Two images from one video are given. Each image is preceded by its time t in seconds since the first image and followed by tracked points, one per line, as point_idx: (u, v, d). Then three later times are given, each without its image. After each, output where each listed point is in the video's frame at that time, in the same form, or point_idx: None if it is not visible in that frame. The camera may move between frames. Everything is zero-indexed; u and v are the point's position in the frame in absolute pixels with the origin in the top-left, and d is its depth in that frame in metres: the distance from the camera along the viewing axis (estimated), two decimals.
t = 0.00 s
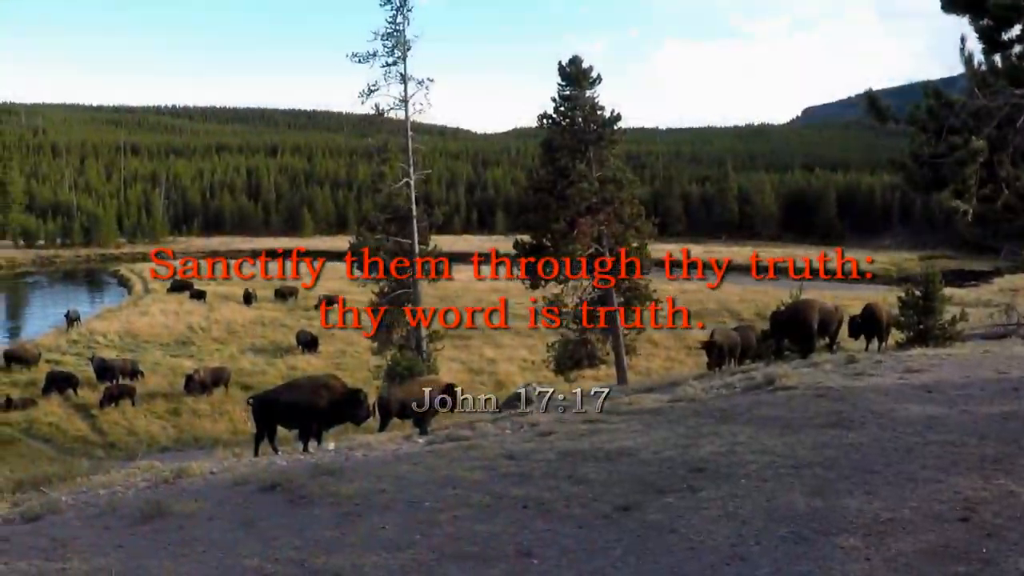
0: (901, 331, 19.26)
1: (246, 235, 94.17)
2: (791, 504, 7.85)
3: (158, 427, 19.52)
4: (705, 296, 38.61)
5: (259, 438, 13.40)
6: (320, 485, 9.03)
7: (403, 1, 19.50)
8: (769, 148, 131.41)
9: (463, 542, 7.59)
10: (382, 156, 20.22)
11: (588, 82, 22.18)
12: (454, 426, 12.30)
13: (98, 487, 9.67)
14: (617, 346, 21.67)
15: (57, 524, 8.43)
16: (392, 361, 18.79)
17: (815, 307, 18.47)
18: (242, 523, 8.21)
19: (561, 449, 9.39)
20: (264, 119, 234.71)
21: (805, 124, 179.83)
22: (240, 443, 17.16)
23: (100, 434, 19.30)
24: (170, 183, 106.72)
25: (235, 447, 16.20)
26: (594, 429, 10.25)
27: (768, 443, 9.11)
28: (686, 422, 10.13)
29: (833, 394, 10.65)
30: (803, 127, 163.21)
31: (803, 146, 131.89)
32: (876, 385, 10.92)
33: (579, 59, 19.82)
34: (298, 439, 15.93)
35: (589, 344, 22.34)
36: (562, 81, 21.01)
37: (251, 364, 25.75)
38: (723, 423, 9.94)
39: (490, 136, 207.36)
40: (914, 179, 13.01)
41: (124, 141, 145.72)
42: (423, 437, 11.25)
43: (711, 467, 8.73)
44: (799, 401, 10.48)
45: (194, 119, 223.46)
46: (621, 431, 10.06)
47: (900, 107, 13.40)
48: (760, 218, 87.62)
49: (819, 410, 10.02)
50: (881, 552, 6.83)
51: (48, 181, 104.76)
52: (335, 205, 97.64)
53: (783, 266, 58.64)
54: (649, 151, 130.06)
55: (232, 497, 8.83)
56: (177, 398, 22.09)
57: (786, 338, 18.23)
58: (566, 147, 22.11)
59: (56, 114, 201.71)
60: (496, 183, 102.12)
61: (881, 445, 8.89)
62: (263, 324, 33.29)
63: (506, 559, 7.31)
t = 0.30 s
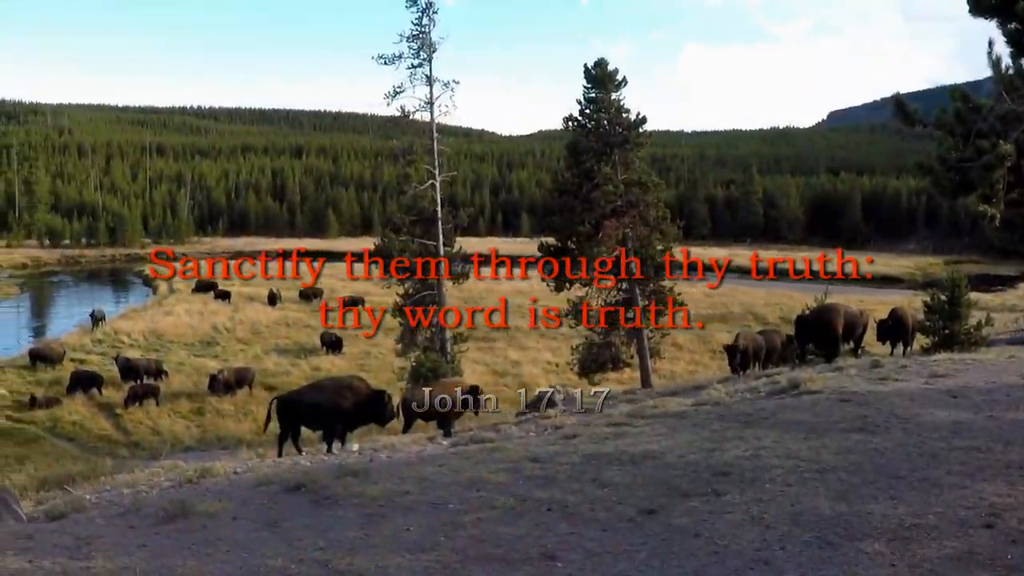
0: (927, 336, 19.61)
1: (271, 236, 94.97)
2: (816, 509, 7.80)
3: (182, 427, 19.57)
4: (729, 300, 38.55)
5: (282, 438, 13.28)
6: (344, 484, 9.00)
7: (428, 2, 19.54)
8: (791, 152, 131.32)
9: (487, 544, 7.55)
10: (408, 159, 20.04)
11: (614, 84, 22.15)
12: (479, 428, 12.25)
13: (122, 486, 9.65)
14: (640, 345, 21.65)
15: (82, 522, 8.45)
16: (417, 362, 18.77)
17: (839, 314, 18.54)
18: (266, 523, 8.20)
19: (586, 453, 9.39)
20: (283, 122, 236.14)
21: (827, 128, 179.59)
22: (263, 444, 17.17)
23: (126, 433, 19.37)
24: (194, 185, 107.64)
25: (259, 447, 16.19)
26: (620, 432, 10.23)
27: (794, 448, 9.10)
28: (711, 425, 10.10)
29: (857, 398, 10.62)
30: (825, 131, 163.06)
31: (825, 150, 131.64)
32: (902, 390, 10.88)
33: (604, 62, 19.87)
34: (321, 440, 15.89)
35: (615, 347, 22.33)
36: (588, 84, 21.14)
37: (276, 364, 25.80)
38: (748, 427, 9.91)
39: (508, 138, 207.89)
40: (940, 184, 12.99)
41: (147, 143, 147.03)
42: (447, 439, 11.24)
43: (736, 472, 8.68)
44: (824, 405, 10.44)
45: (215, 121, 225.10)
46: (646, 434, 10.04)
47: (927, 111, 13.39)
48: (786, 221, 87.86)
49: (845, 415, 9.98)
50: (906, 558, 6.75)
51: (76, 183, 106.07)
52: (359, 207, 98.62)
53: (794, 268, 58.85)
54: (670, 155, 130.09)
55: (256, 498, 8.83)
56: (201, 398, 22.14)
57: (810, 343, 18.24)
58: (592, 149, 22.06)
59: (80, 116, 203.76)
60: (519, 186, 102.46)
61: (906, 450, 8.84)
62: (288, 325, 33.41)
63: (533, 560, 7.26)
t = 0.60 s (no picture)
0: (950, 340, 19.67)
1: (295, 236, 95.75)
2: (839, 513, 7.76)
3: (205, 425, 19.61)
4: (752, 303, 38.44)
5: (305, 438, 13.00)
6: (367, 483, 9.02)
7: (454, 2, 19.60)
8: (811, 156, 131.15)
9: (510, 545, 7.51)
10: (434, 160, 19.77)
11: (638, 85, 22.08)
12: (505, 428, 12.27)
13: (147, 483, 9.71)
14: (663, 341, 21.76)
15: (105, 519, 8.46)
16: (440, 362, 18.76)
17: (862, 317, 18.43)
18: (287, 522, 8.19)
19: (610, 454, 9.41)
20: (301, 124, 237.50)
21: (845, 131, 179.40)
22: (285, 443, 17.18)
23: (149, 431, 19.42)
24: (219, 185, 108.69)
25: (281, 446, 16.20)
26: (644, 433, 10.22)
27: (817, 451, 9.09)
28: (735, 428, 10.08)
29: (882, 402, 10.60)
30: (846, 135, 162.85)
31: (847, 153, 131.46)
32: (926, 394, 10.85)
33: (629, 64, 19.95)
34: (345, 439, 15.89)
35: (637, 348, 22.73)
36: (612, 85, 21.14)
37: (299, 363, 25.85)
38: (771, 430, 9.89)
39: (526, 141, 208.57)
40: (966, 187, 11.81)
41: (173, 144, 148.65)
42: (471, 439, 11.24)
43: (759, 474, 8.65)
44: (848, 408, 10.42)
45: (241, 123, 227.63)
46: (670, 436, 10.04)
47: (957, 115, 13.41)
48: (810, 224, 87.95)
49: (870, 418, 9.95)
50: (930, 562, 6.68)
51: (102, 183, 107.29)
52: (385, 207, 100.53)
53: (818, 271, 58.81)
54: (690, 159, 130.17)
55: (279, 496, 8.84)
56: (223, 396, 22.18)
57: (834, 346, 18.14)
58: (615, 150, 22.05)
59: (103, 117, 206.01)
60: (540, 187, 102.73)
61: (931, 454, 8.79)
62: (312, 324, 33.53)
63: (556, 561, 7.22)
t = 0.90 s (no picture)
0: (973, 344, 19.67)
1: (317, 235, 96.14)
2: (862, 517, 7.71)
3: (227, 424, 19.63)
4: (776, 305, 38.35)
5: (326, 438, 12.86)
6: (387, 484, 9.01)
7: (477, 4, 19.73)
8: (834, 158, 130.80)
9: (531, 546, 7.49)
10: (457, 161, 20.00)
11: (661, 87, 22.07)
12: (528, 429, 12.27)
13: (168, 482, 9.72)
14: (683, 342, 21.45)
15: (127, 517, 8.46)
16: (462, 363, 18.77)
17: (886, 320, 18.28)
18: (309, 522, 8.18)
19: (632, 456, 9.40)
20: (323, 125, 238.10)
21: (868, 134, 178.89)
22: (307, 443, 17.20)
23: (171, 430, 19.44)
24: (242, 184, 109.35)
25: (303, 446, 16.21)
26: (666, 435, 10.21)
27: (840, 455, 9.05)
28: (757, 431, 10.06)
29: (904, 406, 10.57)
30: (870, 138, 162.30)
31: (870, 156, 131.10)
32: (948, 398, 10.82)
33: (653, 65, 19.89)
34: (365, 439, 15.91)
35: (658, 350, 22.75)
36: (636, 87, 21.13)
37: (321, 364, 25.87)
38: (793, 433, 9.86)
39: (550, 141, 208.65)
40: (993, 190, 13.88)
41: (197, 144, 149.68)
42: (492, 441, 11.25)
43: (781, 478, 8.61)
44: (870, 412, 10.39)
45: (265, 123, 228.65)
46: (692, 438, 10.00)
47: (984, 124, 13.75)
48: (833, 227, 87.81)
49: (892, 422, 9.91)
50: (953, 568, 6.62)
51: (125, 181, 107.95)
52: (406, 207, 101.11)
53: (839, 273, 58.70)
54: (712, 161, 129.93)
55: (301, 496, 8.83)
56: (245, 396, 22.22)
57: (857, 349, 18.02)
58: (639, 152, 22.05)
59: (128, 117, 207.67)
60: (562, 188, 102.84)
61: (953, 459, 8.75)
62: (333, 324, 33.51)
63: (577, 564, 7.18)
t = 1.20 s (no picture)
0: (998, 348, 19.53)
1: (340, 236, 96.38)
2: (884, 521, 7.67)
3: (249, 425, 19.68)
4: (800, 308, 38.22)
5: (348, 438, 13.10)
6: (408, 484, 9.00)
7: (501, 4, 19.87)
8: (858, 160, 130.14)
9: (554, 548, 7.48)
10: (481, 163, 19.84)
11: (685, 89, 22.05)
12: (549, 431, 12.31)
13: (191, 481, 9.74)
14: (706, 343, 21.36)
15: (149, 517, 8.47)
16: (485, 364, 18.71)
17: (910, 323, 18.28)
18: (332, 522, 8.18)
19: (655, 458, 9.38)
20: (346, 126, 238.58)
21: (892, 136, 178.45)
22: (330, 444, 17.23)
23: (195, 430, 19.50)
24: (265, 184, 109.83)
25: (325, 446, 16.26)
26: (689, 438, 10.18)
27: (863, 458, 9.03)
28: (781, 434, 10.02)
29: (929, 409, 10.52)
30: (894, 140, 161.53)
31: (895, 159, 130.38)
32: (974, 403, 10.75)
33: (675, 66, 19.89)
34: (388, 440, 15.95)
35: (681, 353, 22.69)
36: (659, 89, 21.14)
37: (343, 364, 25.94)
38: (817, 436, 9.82)
39: (578, 142, 208.36)
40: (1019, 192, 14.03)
41: (221, 145, 150.48)
42: (515, 442, 11.25)
43: (804, 482, 8.56)
44: (894, 415, 10.37)
45: (289, 124, 229.53)
46: (715, 441, 9.97)
47: (1009, 125, 13.96)
48: (857, 230, 87.44)
49: (915, 426, 9.87)
50: (977, 572, 6.59)
51: (149, 182, 108.76)
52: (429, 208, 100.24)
53: (863, 276, 58.41)
54: (737, 163, 129.48)
55: (324, 496, 8.83)
56: (268, 396, 22.25)
57: (881, 351, 18.03)
58: (662, 154, 22.04)
59: (153, 118, 209.42)
60: (586, 190, 102.66)
61: (977, 463, 8.70)
62: (356, 325, 33.56)
63: (600, 566, 7.15)
